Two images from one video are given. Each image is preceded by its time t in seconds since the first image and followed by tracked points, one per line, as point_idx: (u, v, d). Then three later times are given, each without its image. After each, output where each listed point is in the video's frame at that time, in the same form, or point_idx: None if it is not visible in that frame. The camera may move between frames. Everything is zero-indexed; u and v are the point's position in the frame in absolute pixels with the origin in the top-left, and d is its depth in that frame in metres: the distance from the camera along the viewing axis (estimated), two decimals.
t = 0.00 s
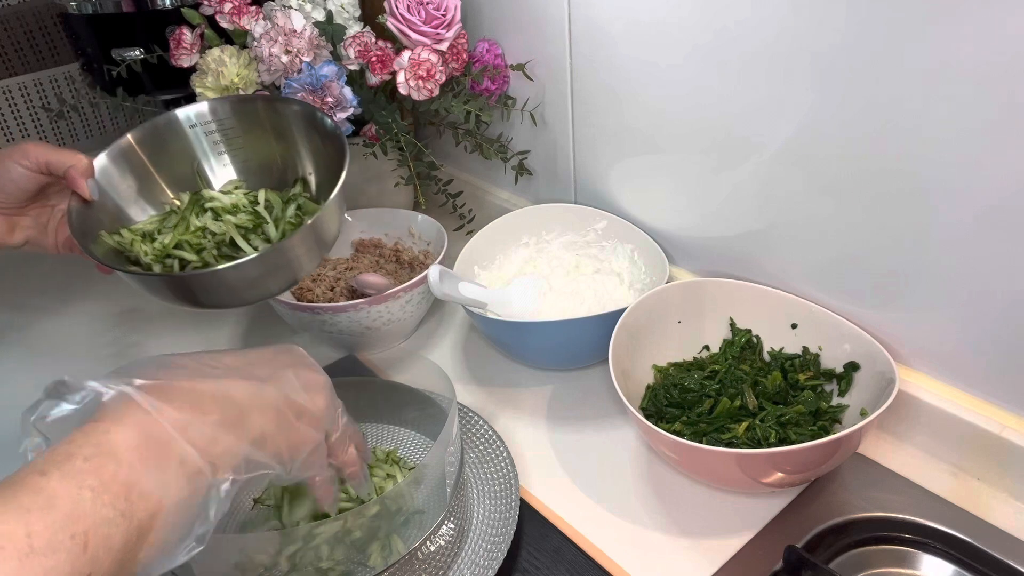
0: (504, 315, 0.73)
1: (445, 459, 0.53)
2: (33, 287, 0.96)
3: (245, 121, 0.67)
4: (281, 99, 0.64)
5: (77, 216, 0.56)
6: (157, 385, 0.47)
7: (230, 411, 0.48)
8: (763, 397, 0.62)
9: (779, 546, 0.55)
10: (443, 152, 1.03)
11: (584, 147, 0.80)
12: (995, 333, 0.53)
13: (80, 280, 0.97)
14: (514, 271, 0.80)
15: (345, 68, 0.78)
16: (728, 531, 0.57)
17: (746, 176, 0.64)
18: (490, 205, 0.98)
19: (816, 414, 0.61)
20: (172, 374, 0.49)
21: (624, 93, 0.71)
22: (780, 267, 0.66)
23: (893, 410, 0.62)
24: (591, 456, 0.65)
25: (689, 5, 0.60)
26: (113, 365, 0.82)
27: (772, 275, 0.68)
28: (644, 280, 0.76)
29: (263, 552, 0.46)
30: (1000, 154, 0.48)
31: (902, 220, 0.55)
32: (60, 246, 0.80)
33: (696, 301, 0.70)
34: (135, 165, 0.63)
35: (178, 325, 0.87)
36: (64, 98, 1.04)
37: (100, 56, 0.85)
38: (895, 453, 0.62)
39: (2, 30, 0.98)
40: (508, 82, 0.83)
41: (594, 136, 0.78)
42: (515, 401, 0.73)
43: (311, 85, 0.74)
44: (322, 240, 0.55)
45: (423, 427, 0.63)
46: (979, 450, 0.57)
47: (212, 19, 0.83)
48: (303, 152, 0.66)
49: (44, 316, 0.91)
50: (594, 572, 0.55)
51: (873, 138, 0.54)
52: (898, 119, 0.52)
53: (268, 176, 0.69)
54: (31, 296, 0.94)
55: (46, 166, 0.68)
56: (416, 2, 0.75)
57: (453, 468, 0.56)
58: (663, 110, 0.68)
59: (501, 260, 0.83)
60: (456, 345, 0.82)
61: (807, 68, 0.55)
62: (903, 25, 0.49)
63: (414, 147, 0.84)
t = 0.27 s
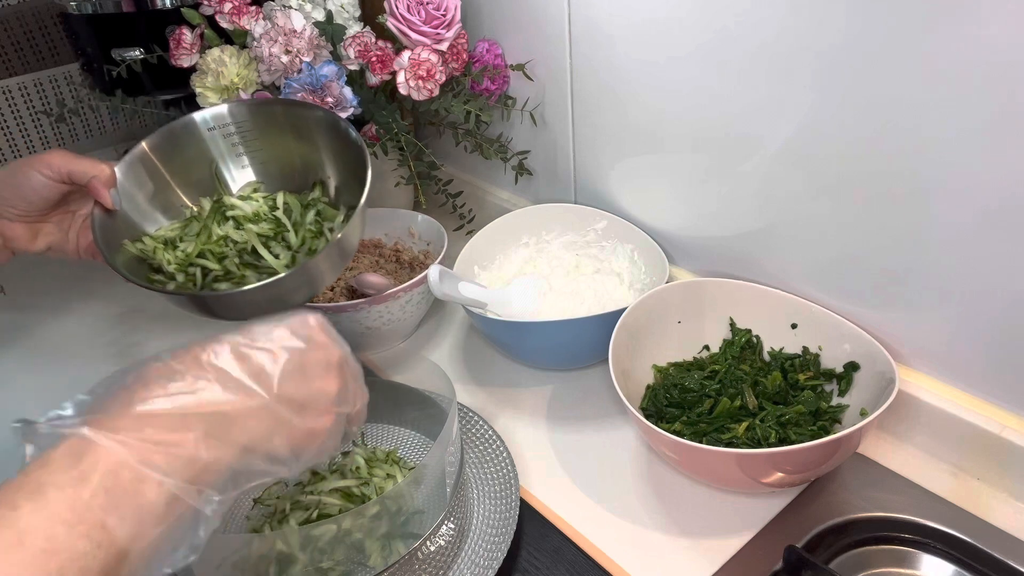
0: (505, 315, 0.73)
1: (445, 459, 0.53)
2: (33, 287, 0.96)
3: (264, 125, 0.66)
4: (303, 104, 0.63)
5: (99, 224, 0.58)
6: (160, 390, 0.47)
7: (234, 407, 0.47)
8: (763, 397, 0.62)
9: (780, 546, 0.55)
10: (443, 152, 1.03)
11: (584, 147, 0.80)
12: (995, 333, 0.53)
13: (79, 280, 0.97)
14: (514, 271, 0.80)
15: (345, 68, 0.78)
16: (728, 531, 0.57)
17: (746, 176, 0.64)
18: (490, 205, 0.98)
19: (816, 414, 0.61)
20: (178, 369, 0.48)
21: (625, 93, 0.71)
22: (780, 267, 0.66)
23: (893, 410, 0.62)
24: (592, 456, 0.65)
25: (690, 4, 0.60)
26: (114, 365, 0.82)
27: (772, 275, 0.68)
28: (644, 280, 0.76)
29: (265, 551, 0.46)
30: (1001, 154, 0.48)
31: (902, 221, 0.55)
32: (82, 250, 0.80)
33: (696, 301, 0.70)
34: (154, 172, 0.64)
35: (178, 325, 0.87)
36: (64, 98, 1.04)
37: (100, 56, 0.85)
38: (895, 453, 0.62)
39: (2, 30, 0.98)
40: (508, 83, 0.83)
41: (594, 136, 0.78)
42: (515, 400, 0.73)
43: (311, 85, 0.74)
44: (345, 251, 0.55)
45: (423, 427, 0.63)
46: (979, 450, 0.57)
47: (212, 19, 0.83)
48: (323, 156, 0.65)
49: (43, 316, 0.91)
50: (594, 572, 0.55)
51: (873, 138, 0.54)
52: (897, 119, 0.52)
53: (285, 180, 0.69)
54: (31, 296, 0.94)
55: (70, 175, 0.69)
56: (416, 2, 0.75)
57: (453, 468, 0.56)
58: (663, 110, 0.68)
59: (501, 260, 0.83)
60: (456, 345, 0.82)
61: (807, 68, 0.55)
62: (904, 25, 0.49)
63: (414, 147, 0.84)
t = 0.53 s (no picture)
0: (505, 315, 0.73)
1: (445, 459, 0.53)
2: (33, 287, 0.96)
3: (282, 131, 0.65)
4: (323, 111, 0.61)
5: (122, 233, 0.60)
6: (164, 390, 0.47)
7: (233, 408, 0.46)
8: (763, 397, 0.62)
9: (779, 546, 0.55)
10: (443, 152, 1.03)
11: (584, 147, 0.80)
12: (995, 332, 0.53)
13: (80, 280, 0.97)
14: (514, 271, 0.80)
15: (345, 67, 0.78)
16: (728, 531, 0.57)
17: (746, 176, 0.64)
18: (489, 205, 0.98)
19: (816, 414, 0.61)
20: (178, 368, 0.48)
21: (625, 93, 0.71)
22: (780, 267, 0.66)
23: (894, 410, 0.62)
24: (592, 456, 0.65)
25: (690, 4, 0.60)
26: (114, 365, 0.82)
27: (772, 275, 0.68)
28: (644, 280, 0.76)
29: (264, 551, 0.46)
30: (1001, 154, 0.48)
31: (902, 221, 0.55)
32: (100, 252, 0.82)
33: (696, 301, 0.70)
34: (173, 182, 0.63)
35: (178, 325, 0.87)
36: (64, 98, 1.04)
37: (100, 56, 0.85)
38: (895, 453, 0.62)
39: (2, 29, 0.99)
40: (508, 82, 0.84)
41: (594, 136, 0.78)
42: (515, 400, 0.73)
43: (311, 85, 0.74)
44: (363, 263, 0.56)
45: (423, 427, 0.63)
46: (980, 450, 0.57)
47: (212, 19, 0.84)
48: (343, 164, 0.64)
49: (44, 315, 0.91)
50: (594, 572, 0.55)
51: (873, 138, 0.54)
52: (898, 119, 0.52)
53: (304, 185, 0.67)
54: (32, 296, 0.94)
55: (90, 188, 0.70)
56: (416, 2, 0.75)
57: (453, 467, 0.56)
58: (663, 109, 0.68)
59: (501, 260, 0.83)
60: (456, 344, 0.82)
61: (807, 68, 0.55)
62: (904, 25, 0.49)
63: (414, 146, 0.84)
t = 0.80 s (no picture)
0: (505, 316, 0.73)
1: (445, 459, 0.53)
2: (33, 287, 0.96)
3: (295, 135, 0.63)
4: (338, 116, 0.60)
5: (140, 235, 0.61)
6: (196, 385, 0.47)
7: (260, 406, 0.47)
8: (763, 397, 0.62)
9: (779, 546, 0.55)
10: (443, 152, 1.03)
11: (584, 147, 0.80)
12: (995, 332, 0.53)
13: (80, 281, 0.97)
14: (514, 271, 0.80)
15: (345, 67, 0.78)
16: (728, 531, 0.57)
17: (746, 176, 0.64)
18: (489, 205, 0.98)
19: (816, 414, 0.61)
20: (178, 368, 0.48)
21: (625, 93, 0.71)
22: (780, 267, 0.66)
23: (893, 410, 0.62)
24: (592, 456, 0.65)
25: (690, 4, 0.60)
26: (113, 365, 0.82)
27: (772, 275, 0.68)
28: (644, 280, 0.76)
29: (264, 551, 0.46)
30: (1003, 153, 0.48)
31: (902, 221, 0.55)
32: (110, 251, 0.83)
33: (696, 301, 0.70)
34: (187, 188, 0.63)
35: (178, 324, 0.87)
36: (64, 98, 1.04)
37: (100, 56, 0.85)
38: (895, 453, 0.62)
39: (2, 30, 0.99)
40: (508, 82, 0.84)
41: (594, 136, 0.78)
42: (515, 400, 0.73)
43: (311, 85, 0.74)
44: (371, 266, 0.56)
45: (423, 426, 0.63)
46: (979, 450, 0.57)
47: (212, 19, 0.84)
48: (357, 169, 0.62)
49: (44, 315, 0.91)
50: (594, 572, 0.55)
51: (874, 138, 0.54)
52: (898, 119, 0.52)
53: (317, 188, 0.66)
54: (32, 296, 0.94)
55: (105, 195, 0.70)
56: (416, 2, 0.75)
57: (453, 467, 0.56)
58: (663, 109, 0.68)
59: (501, 260, 0.83)
60: (456, 344, 0.82)
61: (807, 68, 0.55)
62: (904, 25, 0.49)
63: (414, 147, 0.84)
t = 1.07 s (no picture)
0: (506, 316, 0.73)
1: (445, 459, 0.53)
2: (33, 287, 0.96)
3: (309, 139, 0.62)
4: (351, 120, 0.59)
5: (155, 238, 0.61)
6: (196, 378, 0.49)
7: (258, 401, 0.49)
8: (763, 397, 0.62)
9: (779, 546, 0.55)
10: (443, 152, 1.03)
11: (584, 146, 0.80)
12: (995, 332, 0.53)
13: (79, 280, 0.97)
14: (514, 271, 0.80)
15: (345, 67, 0.78)
16: (729, 531, 0.57)
17: (746, 176, 0.64)
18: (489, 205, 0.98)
19: (816, 414, 0.61)
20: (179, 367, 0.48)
21: (624, 93, 0.71)
22: (780, 267, 0.66)
23: (894, 410, 0.62)
24: (592, 456, 0.65)
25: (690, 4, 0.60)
26: (113, 365, 0.82)
27: (772, 275, 0.68)
28: (644, 280, 0.76)
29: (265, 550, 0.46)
30: (1003, 154, 0.48)
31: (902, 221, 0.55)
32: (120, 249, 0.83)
33: (696, 301, 0.70)
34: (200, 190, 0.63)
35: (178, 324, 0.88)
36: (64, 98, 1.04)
37: (100, 56, 0.85)
38: (895, 453, 0.62)
39: (2, 29, 0.99)
40: (508, 82, 0.84)
41: (594, 136, 0.78)
42: (515, 400, 0.73)
43: (311, 85, 0.74)
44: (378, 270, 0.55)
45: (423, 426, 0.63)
46: (979, 450, 0.57)
47: (212, 19, 0.84)
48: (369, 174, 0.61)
49: (44, 315, 0.91)
50: (594, 572, 0.55)
51: (874, 138, 0.54)
52: (898, 119, 0.52)
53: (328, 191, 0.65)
54: (32, 296, 0.94)
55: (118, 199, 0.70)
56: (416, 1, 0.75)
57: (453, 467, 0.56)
58: (663, 109, 0.68)
59: (501, 260, 0.83)
60: (456, 344, 0.82)
61: (807, 68, 0.55)
62: (903, 25, 0.49)
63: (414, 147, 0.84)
